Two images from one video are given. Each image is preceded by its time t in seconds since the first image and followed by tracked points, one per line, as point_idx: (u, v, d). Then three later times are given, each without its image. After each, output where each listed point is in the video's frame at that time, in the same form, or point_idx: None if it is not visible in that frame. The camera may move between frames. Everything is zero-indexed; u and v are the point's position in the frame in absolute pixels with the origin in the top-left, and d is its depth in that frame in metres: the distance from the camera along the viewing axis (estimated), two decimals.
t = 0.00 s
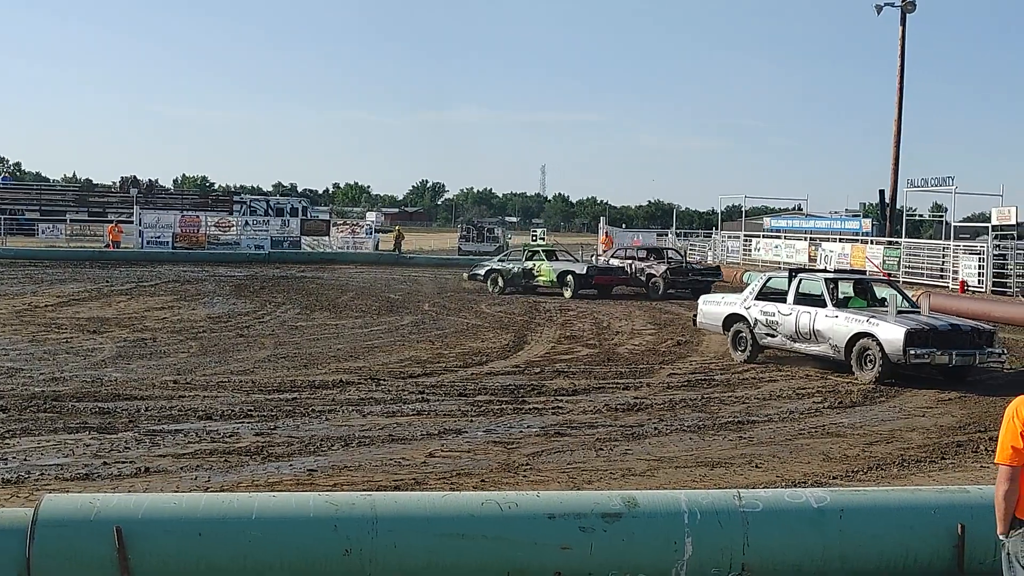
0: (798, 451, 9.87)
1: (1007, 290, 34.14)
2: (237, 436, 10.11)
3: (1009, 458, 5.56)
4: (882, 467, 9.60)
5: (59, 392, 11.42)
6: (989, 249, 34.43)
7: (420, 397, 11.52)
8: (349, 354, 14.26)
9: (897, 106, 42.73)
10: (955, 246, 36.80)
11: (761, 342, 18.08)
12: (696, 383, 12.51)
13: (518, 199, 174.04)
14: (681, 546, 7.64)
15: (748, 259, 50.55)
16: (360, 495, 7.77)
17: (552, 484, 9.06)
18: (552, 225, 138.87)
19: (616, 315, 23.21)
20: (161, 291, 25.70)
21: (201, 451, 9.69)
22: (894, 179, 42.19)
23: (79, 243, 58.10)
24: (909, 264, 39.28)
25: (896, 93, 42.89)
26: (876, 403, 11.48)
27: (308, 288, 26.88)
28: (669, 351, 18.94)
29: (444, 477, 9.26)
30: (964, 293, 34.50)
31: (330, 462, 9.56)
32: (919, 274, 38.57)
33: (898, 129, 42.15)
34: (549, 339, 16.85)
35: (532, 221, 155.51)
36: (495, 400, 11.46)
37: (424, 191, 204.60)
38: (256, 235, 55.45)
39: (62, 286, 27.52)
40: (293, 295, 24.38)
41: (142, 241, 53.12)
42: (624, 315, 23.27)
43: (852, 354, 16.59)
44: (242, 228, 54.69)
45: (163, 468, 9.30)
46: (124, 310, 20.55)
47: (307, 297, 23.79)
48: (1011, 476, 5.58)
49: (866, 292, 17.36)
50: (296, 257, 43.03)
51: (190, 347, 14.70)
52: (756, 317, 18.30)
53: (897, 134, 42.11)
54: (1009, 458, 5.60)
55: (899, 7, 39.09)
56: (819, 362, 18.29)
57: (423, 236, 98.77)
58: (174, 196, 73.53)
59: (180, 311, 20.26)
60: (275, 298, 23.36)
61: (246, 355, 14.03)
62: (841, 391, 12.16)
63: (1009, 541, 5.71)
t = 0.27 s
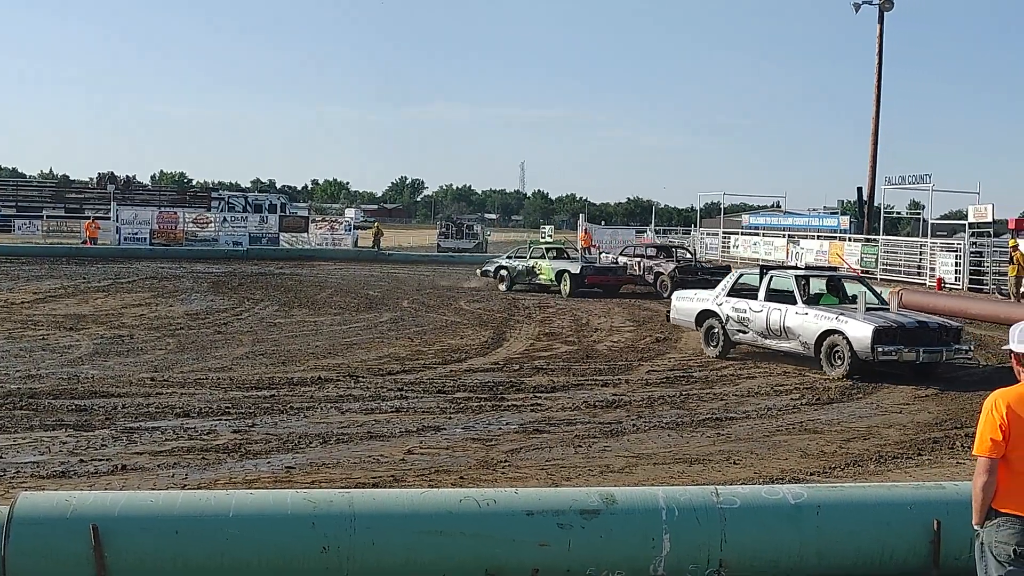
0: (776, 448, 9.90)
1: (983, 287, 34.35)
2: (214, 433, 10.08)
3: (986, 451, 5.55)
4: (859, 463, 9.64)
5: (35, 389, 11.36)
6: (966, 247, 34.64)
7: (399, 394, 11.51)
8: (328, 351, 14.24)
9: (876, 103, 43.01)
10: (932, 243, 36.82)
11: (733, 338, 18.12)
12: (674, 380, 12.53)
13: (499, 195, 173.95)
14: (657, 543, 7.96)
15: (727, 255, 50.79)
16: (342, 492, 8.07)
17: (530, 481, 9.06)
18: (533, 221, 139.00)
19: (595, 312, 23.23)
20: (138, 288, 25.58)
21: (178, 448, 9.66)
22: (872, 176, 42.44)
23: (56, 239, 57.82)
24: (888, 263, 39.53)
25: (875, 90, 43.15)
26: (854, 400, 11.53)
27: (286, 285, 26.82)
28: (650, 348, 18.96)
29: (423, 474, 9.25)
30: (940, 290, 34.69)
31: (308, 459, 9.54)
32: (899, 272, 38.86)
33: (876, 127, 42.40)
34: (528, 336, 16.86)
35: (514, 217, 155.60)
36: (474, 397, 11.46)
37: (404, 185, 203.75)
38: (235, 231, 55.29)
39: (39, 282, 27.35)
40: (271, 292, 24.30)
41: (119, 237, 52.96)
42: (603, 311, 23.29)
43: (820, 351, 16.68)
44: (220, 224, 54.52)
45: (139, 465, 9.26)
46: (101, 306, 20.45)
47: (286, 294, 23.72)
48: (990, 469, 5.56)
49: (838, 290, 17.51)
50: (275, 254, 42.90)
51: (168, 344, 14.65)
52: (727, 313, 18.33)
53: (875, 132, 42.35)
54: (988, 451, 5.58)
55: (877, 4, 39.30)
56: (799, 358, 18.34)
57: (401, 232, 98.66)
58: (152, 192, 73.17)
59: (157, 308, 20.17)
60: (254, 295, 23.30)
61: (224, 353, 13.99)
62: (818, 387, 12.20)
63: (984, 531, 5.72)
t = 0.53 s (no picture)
0: (753, 443, 9.94)
1: (960, 283, 34.52)
2: (192, 429, 10.06)
3: (966, 441, 5.45)
4: (837, 458, 9.68)
5: (11, 385, 11.31)
6: (944, 242, 34.84)
7: (377, 390, 11.51)
8: (307, 347, 14.22)
9: (854, 100, 43.27)
10: (910, 238, 36.95)
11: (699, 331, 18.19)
12: (653, 375, 12.55)
13: (479, 190, 173.77)
14: (636, 538, 8.18)
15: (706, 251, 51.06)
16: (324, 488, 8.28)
17: (509, 476, 9.07)
18: (516, 217, 139.13)
19: (575, 307, 23.25)
20: (116, 283, 25.43)
21: (156, 443, 9.64)
22: (851, 172, 42.69)
23: (32, 235, 57.45)
24: (865, 259, 39.59)
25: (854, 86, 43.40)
26: (831, 395, 11.58)
27: (265, 281, 26.72)
28: (632, 343, 18.98)
29: (401, 469, 9.25)
30: (917, 285, 34.89)
31: (286, 455, 9.53)
32: (877, 268, 38.95)
33: (854, 122, 42.65)
34: (507, 332, 16.85)
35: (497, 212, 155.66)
36: (453, 392, 11.47)
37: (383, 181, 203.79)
38: (213, 227, 55.15)
39: (15, 278, 27.16)
40: (250, 287, 24.20)
41: (97, 232, 52.67)
42: (583, 307, 23.31)
43: (784, 344, 16.76)
44: (198, 219, 54.34)
45: (117, 461, 9.24)
46: (77, 302, 20.34)
47: (263, 289, 23.65)
48: (969, 460, 5.45)
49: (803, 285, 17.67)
50: (253, 248, 42.73)
51: (145, 340, 14.59)
52: (694, 306, 18.40)
53: (853, 127, 42.58)
54: (967, 441, 5.47)
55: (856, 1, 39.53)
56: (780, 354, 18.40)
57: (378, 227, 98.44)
58: (130, 186, 72.80)
59: (134, 303, 20.07)
60: (232, 290, 23.21)
61: (202, 348, 13.95)
62: (796, 382, 12.25)
63: (960, 521, 5.62)
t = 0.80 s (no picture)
0: (734, 439, 9.96)
1: (939, 279, 34.65)
2: (172, 426, 10.02)
3: (939, 438, 5.46)
4: (817, 454, 9.71)
5: None
6: (924, 238, 34.97)
7: (358, 386, 11.49)
8: (288, 343, 14.19)
9: (836, 97, 43.48)
10: (890, 235, 37.07)
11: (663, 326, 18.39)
12: (635, 372, 12.56)
13: (461, 186, 173.61)
14: (616, 534, 8.29)
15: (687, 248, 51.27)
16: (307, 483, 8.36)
17: (490, 472, 9.06)
18: (500, 213, 139.23)
19: (557, 303, 23.26)
20: (96, 279, 25.31)
21: (135, 441, 9.61)
22: (832, 168, 42.90)
23: (11, 231, 57.11)
24: (845, 255, 39.64)
25: (835, 84, 43.59)
26: (811, 391, 11.63)
27: (246, 277, 26.64)
28: (615, 340, 18.99)
29: (382, 466, 9.24)
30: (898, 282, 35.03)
31: (266, 451, 9.51)
32: (857, 264, 39.02)
33: (835, 119, 42.86)
34: (488, 328, 16.85)
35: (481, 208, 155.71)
36: (434, 389, 11.46)
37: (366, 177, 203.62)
38: (194, 223, 55.02)
39: None
40: (231, 283, 24.10)
41: (76, 228, 52.41)
42: (565, 303, 23.33)
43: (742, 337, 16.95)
44: (178, 215, 54.18)
45: (96, 458, 9.20)
46: (56, 298, 20.24)
47: (244, 286, 23.57)
48: (942, 458, 5.46)
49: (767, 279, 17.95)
50: (234, 244, 42.57)
51: (125, 336, 14.54)
52: (657, 302, 18.62)
53: (834, 124, 42.79)
54: (940, 438, 5.48)
55: None
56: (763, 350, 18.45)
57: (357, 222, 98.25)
58: (109, 182, 72.47)
59: (114, 299, 19.97)
60: (212, 286, 23.13)
61: (182, 344, 13.90)
62: (777, 379, 12.29)
63: (933, 516, 5.64)
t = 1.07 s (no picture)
0: (719, 435, 9.99)
1: (922, 276, 34.71)
2: (155, 423, 10.00)
3: (915, 436, 5.49)
4: (801, 451, 9.74)
5: None
6: (907, 235, 35.04)
7: (343, 382, 11.49)
8: (272, 340, 14.16)
9: (819, 94, 43.62)
10: (873, 232, 37.24)
11: (623, 319, 18.61)
12: (619, 368, 12.58)
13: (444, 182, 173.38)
14: (601, 531, 8.30)
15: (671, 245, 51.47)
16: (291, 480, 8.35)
17: (474, 469, 9.06)
18: (486, 210, 139.25)
19: (541, 300, 23.26)
20: (79, 275, 25.18)
21: (119, 438, 9.58)
22: (815, 165, 43.07)
23: None
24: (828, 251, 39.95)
25: (819, 81, 43.74)
26: (795, 387, 11.67)
27: (230, 273, 26.55)
28: (602, 336, 19.00)
29: (367, 462, 9.23)
30: (881, 278, 35.14)
31: (250, 448, 9.49)
32: (839, 261, 39.28)
33: (818, 116, 43.01)
34: (473, 324, 16.85)
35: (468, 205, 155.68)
36: (419, 385, 11.46)
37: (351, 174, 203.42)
38: (177, 219, 54.84)
39: None
40: (214, 280, 24.02)
41: (58, 224, 52.13)
42: (550, 299, 23.33)
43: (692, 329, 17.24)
44: (161, 212, 53.98)
45: (79, 455, 9.16)
46: (38, 295, 20.13)
47: (227, 282, 23.49)
48: (919, 456, 5.49)
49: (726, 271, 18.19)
50: (217, 241, 42.45)
51: (108, 333, 14.48)
52: (618, 297, 18.90)
53: (817, 121, 42.93)
54: (917, 436, 5.51)
55: None
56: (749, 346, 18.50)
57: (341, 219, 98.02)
58: (90, 178, 72.12)
59: (96, 296, 19.90)
60: (195, 283, 23.05)
61: (165, 341, 13.85)
62: (761, 375, 12.33)
63: (910, 513, 5.68)
